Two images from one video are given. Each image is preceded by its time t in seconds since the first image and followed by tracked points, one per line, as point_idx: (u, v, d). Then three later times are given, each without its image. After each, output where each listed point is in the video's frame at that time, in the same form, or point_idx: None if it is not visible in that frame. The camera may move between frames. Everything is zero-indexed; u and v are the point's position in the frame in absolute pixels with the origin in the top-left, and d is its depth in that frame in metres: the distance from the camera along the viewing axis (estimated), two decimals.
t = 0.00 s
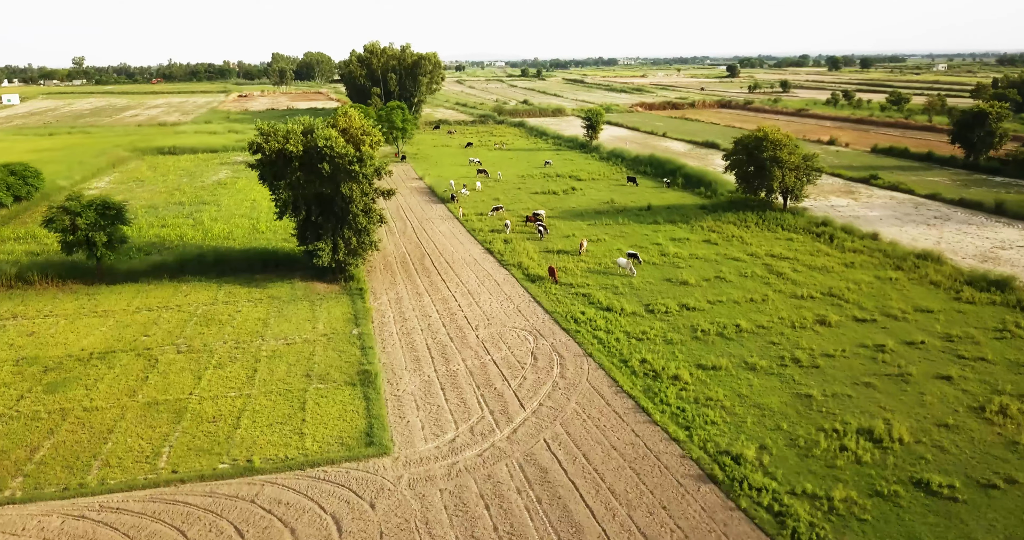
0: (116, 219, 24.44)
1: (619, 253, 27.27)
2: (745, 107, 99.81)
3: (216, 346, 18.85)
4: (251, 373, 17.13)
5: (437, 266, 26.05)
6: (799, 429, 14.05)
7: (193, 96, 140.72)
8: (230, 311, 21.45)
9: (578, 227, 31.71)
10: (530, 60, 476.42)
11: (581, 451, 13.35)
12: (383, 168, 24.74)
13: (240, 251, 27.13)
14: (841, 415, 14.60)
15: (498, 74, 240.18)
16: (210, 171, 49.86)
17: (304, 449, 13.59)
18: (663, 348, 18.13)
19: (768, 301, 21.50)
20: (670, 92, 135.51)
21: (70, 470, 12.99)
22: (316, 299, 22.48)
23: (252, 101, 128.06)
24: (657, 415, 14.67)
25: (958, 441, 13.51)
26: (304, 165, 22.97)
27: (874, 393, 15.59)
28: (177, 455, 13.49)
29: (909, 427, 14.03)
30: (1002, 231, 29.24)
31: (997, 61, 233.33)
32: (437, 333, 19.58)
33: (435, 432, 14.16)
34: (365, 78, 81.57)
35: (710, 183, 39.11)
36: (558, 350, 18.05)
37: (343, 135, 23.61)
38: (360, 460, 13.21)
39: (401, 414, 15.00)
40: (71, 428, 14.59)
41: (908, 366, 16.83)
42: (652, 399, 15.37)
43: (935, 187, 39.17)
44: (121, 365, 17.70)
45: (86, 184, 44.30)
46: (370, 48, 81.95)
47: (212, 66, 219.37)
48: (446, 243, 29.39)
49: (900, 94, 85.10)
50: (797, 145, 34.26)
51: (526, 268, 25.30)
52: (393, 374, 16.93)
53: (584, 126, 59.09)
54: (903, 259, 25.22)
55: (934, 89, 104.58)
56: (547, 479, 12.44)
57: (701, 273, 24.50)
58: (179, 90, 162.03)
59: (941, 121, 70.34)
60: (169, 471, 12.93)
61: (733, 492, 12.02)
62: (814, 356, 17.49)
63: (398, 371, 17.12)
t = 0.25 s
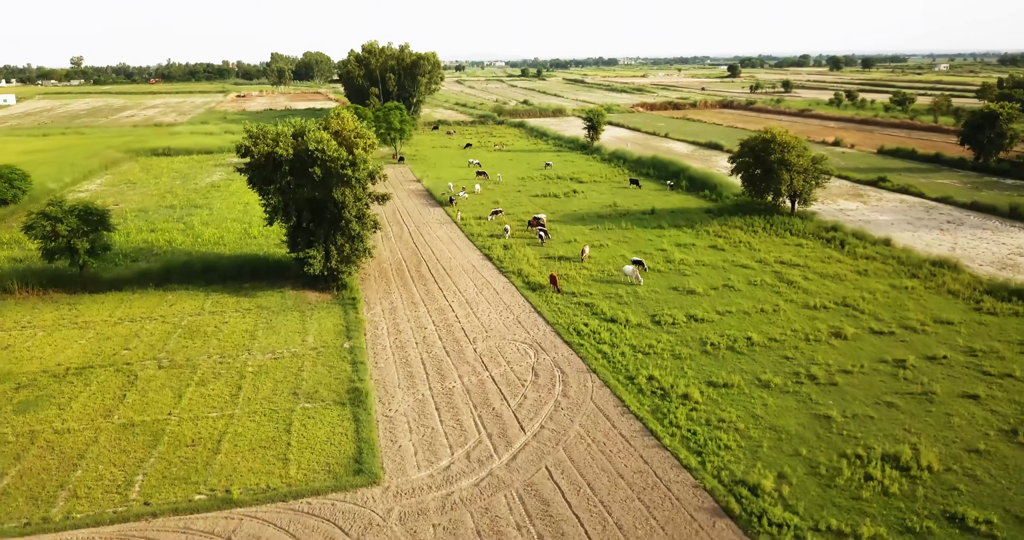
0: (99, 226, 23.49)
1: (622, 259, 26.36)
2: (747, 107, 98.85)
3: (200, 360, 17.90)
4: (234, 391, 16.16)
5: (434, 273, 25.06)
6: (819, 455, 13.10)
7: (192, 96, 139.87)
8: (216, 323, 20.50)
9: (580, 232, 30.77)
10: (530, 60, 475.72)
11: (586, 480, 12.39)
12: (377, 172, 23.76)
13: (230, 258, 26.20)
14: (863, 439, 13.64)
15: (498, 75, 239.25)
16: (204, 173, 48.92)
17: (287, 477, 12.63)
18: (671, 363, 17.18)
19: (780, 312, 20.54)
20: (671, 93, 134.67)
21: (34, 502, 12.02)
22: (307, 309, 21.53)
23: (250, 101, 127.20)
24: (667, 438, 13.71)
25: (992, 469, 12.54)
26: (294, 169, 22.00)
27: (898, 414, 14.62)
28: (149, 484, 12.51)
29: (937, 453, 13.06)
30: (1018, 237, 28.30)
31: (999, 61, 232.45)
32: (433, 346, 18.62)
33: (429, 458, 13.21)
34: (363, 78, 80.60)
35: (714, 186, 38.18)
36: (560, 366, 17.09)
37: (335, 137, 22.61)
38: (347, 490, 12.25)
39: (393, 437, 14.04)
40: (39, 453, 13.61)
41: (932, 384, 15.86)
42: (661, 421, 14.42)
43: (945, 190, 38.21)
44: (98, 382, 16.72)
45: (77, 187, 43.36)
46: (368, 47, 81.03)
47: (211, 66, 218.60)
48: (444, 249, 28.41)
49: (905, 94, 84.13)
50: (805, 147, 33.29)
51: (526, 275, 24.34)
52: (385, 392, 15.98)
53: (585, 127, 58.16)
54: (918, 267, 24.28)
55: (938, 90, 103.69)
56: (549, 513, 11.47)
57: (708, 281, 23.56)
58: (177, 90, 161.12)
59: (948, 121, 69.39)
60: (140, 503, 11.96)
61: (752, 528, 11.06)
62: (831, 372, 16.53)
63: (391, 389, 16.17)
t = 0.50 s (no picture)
0: (80, 232, 22.55)
1: (626, 266, 25.41)
2: (749, 108, 97.92)
3: (182, 376, 16.94)
4: (216, 411, 15.20)
5: (430, 281, 24.12)
6: (842, 486, 12.14)
7: (189, 96, 138.84)
8: (201, 335, 19.55)
9: (582, 237, 29.82)
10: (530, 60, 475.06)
11: (591, 514, 11.44)
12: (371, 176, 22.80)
13: (219, 265, 25.26)
14: (889, 466, 12.68)
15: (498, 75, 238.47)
16: (198, 175, 47.97)
17: (267, 510, 11.67)
18: (680, 381, 16.23)
19: (792, 324, 19.58)
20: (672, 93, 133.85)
21: None
22: (297, 320, 20.58)
23: (249, 101, 126.38)
24: (678, 466, 12.75)
25: None
26: (284, 173, 21.04)
27: (923, 437, 13.68)
28: (118, 518, 11.54)
29: (970, 483, 12.10)
30: None
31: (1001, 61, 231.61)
32: (428, 361, 17.66)
33: (421, 488, 12.26)
34: (361, 78, 79.52)
35: (719, 189, 37.26)
36: (562, 383, 16.15)
37: (327, 140, 21.65)
38: (332, 526, 11.31)
39: (384, 464, 13.09)
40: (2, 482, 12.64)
41: (958, 403, 14.89)
42: (671, 446, 13.47)
43: (956, 193, 37.26)
44: (72, 400, 15.76)
45: (67, 189, 42.44)
46: (366, 47, 80.13)
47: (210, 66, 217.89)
48: (441, 255, 27.45)
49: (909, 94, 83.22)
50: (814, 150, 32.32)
51: (527, 283, 23.42)
52: (376, 413, 15.03)
53: (586, 128, 57.24)
54: (934, 274, 23.33)
55: (942, 90, 102.80)
56: None
57: (716, 290, 22.62)
58: (175, 90, 160.29)
59: (953, 122, 68.50)
60: None
61: None
62: (850, 390, 15.58)
63: (383, 409, 15.22)
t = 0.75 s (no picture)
0: (60, 239, 21.63)
1: (630, 273, 24.47)
2: (751, 108, 97.00)
3: (161, 393, 15.99)
4: (195, 433, 14.23)
5: (426, 289, 23.18)
6: (869, 521, 11.18)
7: (186, 96, 138.62)
8: (185, 348, 18.60)
9: (584, 243, 28.87)
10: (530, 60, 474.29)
11: None
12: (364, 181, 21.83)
13: (208, 273, 24.30)
14: (919, 498, 11.72)
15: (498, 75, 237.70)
16: (192, 177, 47.06)
17: None
18: (689, 400, 15.28)
19: (806, 337, 18.63)
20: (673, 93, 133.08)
21: None
22: (286, 332, 19.62)
23: (247, 102, 125.62)
24: (690, 498, 11.79)
25: None
26: (272, 178, 20.08)
27: (953, 464, 12.72)
28: None
29: (1009, 519, 11.14)
30: None
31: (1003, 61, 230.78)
32: (422, 377, 16.69)
33: (412, 522, 11.31)
34: (359, 78, 78.45)
35: (724, 192, 36.32)
36: (565, 403, 15.20)
37: (318, 144, 20.69)
38: None
39: (372, 494, 12.13)
40: None
41: (988, 426, 13.93)
42: (682, 475, 12.51)
43: (967, 196, 36.32)
44: (43, 421, 14.81)
45: (57, 192, 41.53)
46: (365, 46, 79.24)
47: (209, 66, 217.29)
48: (438, 261, 26.51)
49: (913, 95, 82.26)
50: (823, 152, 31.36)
51: (527, 292, 22.47)
52: (366, 436, 14.07)
53: (587, 129, 56.33)
54: (952, 283, 22.36)
55: (946, 90, 101.82)
56: None
57: (724, 299, 21.68)
58: (173, 90, 159.43)
59: (959, 123, 67.51)
60: None
61: None
62: (871, 411, 14.63)
63: (373, 431, 14.26)
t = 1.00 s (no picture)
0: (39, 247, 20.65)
1: (635, 281, 23.50)
2: (753, 109, 96.08)
3: (138, 414, 15.00)
4: (172, 459, 13.23)
5: (420, 298, 22.24)
6: None
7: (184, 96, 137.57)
8: (167, 363, 17.62)
9: (586, 249, 27.90)
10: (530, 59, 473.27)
11: None
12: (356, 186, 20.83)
13: (196, 282, 23.31)
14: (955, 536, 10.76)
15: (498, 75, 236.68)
16: (185, 179, 46.09)
17: None
18: (700, 422, 14.33)
19: (822, 351, 17.68)
20: (674, 93, 132.12)
21: None
22: (275, 346, 18.64)
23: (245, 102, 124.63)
24: (706, 535, 10.83)
25: None
26: (259, 184, 19.10)
27: (988, 496, 11.77)
28: None
29: None
30: None
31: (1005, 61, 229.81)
32: (416, 395, 15.74)
33: None
34: (357, 78, 77.23)
35: (730, 195, 35.38)
36: (568, 425, 14.25)
37: (307, 147, 19.70)
38: None
39: (359, 530, 11.17)
40: None
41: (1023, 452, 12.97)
42: (696, 509, 11.53)
43: (979, 199, 35.38)
44: (9, 445, 13.80)
45: (46, 195, 40.52)
46: (363, 46, 78.31)
47: (207, 66, 216.32)
48: (434, 268, 25.57)
49: (918, 95, 81.35)
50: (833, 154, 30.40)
51: (528, 302, 21.51)
52: (355, 462, 13.11)
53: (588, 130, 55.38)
54: (971, 292, 21.39)
55: (950, 90, 100.92)
56: None
57: (734, 310, 20.72)
58: (171, 90, 158.41)
59: (966, 123, 66.59)
60: None
61: None
62: (895, 434, 13.68)
63: (362, 457, 13.31)
